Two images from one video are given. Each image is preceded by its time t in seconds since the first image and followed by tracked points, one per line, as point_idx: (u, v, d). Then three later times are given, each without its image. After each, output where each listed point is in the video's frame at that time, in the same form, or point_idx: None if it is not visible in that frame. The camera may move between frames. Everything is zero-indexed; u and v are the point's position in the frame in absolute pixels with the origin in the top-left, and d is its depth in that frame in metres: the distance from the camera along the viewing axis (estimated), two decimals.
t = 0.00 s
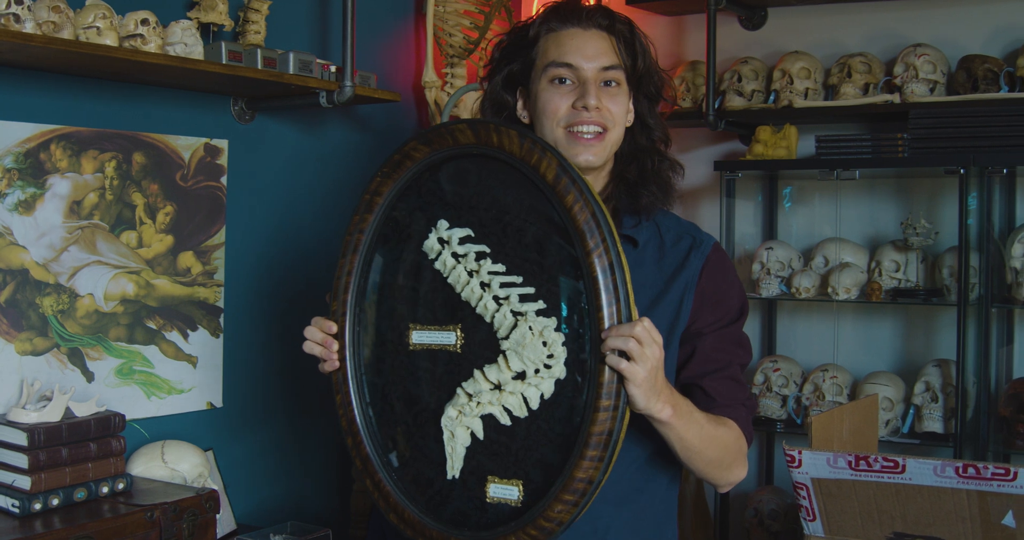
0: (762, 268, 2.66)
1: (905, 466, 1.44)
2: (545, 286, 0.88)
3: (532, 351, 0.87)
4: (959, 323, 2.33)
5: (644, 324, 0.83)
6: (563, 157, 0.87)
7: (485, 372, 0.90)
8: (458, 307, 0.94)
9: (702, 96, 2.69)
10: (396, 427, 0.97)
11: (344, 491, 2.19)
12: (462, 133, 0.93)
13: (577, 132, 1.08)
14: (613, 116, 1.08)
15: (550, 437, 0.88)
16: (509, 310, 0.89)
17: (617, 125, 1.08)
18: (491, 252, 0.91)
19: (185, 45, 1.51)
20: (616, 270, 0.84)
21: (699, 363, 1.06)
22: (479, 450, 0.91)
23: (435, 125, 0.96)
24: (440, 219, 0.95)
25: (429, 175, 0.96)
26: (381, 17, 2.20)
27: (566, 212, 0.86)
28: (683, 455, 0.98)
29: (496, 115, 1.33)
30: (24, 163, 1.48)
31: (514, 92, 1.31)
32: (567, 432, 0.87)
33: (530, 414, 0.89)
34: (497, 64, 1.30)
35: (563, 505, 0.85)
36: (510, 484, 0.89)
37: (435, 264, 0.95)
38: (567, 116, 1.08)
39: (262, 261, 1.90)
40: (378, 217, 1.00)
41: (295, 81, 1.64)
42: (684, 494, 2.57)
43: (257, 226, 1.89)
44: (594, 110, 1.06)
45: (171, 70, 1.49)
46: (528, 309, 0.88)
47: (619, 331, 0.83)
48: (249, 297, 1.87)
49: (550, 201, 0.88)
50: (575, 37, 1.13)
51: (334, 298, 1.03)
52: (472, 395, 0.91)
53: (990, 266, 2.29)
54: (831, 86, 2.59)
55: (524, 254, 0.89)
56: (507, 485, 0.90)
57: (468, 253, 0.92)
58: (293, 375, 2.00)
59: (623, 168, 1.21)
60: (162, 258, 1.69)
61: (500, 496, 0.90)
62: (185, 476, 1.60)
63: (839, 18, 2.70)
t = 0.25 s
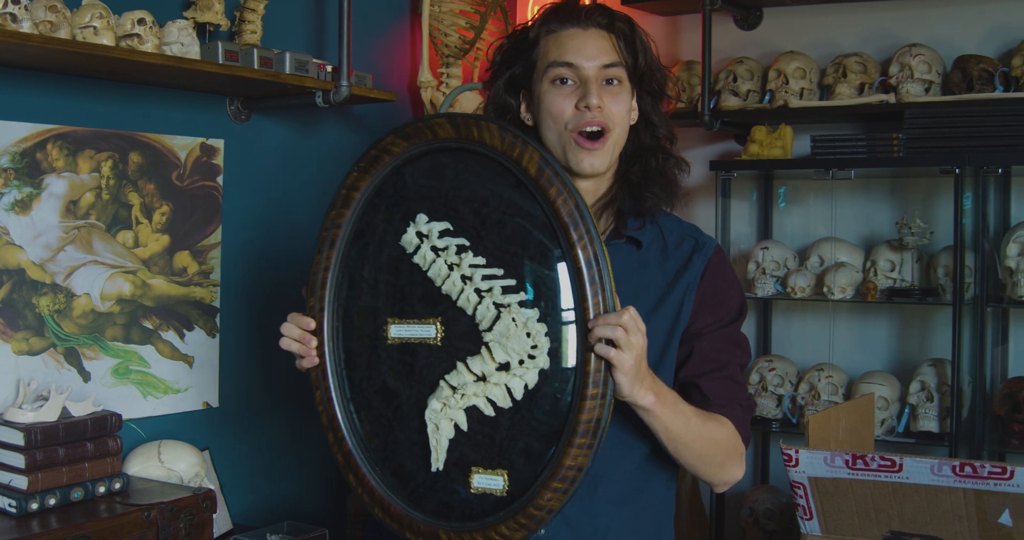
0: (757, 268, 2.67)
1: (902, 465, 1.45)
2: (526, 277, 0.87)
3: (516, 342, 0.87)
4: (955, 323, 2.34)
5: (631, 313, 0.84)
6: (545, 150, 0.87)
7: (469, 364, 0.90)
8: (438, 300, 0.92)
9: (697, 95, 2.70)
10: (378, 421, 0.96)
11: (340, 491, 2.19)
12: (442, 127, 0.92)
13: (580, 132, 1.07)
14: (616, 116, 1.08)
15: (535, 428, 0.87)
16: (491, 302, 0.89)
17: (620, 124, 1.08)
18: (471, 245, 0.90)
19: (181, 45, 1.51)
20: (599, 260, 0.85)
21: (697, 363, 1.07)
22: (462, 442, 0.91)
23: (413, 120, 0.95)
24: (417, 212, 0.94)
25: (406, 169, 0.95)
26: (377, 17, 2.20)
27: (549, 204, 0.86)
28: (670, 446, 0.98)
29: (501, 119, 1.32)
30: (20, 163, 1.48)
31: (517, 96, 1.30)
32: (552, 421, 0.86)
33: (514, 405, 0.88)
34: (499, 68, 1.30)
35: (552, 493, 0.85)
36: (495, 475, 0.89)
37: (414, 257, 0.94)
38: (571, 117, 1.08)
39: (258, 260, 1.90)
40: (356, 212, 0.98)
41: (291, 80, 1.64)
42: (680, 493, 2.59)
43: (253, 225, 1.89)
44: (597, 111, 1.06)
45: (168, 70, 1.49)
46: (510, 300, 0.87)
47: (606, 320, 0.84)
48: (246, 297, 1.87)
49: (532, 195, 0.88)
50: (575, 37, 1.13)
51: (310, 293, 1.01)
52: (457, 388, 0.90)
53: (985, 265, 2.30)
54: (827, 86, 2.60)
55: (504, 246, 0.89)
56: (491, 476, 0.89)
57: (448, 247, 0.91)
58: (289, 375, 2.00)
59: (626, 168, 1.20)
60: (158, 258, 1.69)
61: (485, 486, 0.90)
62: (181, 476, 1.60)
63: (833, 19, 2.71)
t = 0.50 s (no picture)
0: (753, 267, 2.66)
1: (900, 464, 1.45)
2: (510, 270, 0.87)
3: (502, 333, 0.87)
4: (950, 322, 2.34)
5: (618, 301, 0.85)
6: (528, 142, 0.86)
7: (455, 356, 0.89)
8: (420, 294, 0.92)
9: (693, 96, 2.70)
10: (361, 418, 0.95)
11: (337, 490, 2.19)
12: (425, 122, 0.90)
13: (582, 134, 1.07)
14: (618, 118, 1.08)
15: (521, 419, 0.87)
16: (476, 295, 0.88)
17: (623, 126, 1.08)
18: (454, 238, 0.90)
19: (178, 44, 1.51)
20: (584, 251, 0.85)
21: (692, 363, 1.07)
22: (448, 435, 0.90)
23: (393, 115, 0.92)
24: (398, 207, 0.93)
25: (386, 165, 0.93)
26: (373, 16, 2.20)
27: (534, 197, 0.86)
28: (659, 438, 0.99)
29: (502, 116, 1.32)
30: (17, 163, 1.48)
31: (519, 93, 1.31)
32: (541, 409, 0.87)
33: (501, 396, 0.88)
34: (501, 66, 1.31)
35: (544, 480, 0.86)
36: (483, 466, 0.89)
37: (396, 253, 0.93)
38: (572, 119, 1.08)
39: (255, 260, 1.90)
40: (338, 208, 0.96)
41: (288, 80, 1.64)
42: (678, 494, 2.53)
43: (250, 224, 1.89)
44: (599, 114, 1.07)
45: (165, 70, 1.49)
46: (496, 292, 0.88)
47: (595, 309, 0.84)
48: (244, 296, 1.87)
49: (516, 187, 0.87)
50: (578, 39, 1.13)
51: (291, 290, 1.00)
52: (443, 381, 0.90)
53: (981, 265, 2.31)
54: (823, 86, 2.60)
55: (487, 239, 0.88)
56: (479, 467, 0.89)
57: (431, 240, 0.91)
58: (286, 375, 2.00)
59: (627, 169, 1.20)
60: (155, 257, 1.69)
61: (473, 478, 0.89)
62: (178, 475, 1.60)
63: (829, 19, 2.71)
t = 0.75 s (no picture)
0: (750, 266, 2.66)
1: (898, 462, 1.46)
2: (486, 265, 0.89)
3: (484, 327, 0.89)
4: (947, 322, 2.35)
5: (599, 286, 0.91)
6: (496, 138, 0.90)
7: (438, 352, 0.90)
8: (395, 296, 0.92)
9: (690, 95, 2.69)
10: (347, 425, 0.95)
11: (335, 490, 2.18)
12: (393, 124, 0.91)
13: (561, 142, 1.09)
14: (598, 126, 1.09)
15: (507, 409, 0.90)
16: (455, 292, 0.89)
17: (604, 133, 1.09)
18: (427, 237, 0.91)
19: (177, 43, 1.51)
20: (558, 240, 0.89)
21: (688, 359, 1.08)
22: (435, 433, 0.91)
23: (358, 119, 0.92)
24: (369, 210, 0.92)
25: (354, 170, 0.93)
26: (370, 16, 2.20)
27: (507, 190, 0.90)
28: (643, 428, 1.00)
29: (508, 115, 1.34)
30: (15, 162, 1.48)
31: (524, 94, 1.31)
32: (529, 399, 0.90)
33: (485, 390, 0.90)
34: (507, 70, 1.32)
35: (540, 468, 0.88)
36: (473, 462, 0.91)
37: (369, 257, 0.92)
38: (551, 127, 1.09)
39: (253, 259, 1.90)
40: (308, 215, 0.94)
41: (287, 79, 1.64)
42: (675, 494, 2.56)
43: (248, 224, 1.89)
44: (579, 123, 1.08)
45: (164, 69, 1.49)
46: (474, 287, 0.89)
47: (579, 294, 0.89)
48: (243, 296, 1.87)
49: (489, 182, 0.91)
50: (562, 44, 1.11)
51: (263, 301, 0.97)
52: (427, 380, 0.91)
53: (978, 264, 2.32)
54: (819, 85, 2.59)
55: (461, 236, 0.90)
56: (468, 463, 0.91)
57: (405, 241, 0.91)
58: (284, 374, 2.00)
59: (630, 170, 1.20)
60: (153, 257, 1.69)
61: (463, 474, 0.91)
62: (176, 475, 1.60)
63: (826, 18, 2.71)
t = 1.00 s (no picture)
0: (748, 266, 2.66)
1: (897, 462, 1.46)
2: (466, 271, 0.87)
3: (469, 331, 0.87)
4: (945, 322, 2.35)
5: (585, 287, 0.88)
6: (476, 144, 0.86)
7: (424, 357, 0.88)
8: (378, 303, 0.89)
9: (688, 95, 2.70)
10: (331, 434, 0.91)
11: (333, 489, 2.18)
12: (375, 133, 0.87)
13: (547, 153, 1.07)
14: (582, 139, 1.05)
15: (494, 412, 0.88)
16: (440, 296, 0.87)
17: (591, 144, 1.05)
18: (409, 244, 0.88)
19: (176, 43, 1.51)
20: (540, 245, 0.86)
21: (681, 364, 1.07)
22: (422, 438, 0.89)
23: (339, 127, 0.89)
24: (353, 219, 0.89)
25: (336, 179, 0.89)
26: (369, 15, 2.20)
27: (489, 195, 0.87)
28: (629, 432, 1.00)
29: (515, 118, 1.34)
30: (14, 162, 1.48)
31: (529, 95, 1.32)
32: (514, 401, 0.88)
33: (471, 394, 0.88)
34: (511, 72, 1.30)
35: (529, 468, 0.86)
36: (460, 465, 0.88)
37: (353, 265, 0.89)
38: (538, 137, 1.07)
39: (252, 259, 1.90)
40: (292, 225, 0.90)
41: (286, 79, 1.64)
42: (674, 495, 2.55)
43: (247, 224, 1.89)
44: (564, 135, 1.05)
45: (163, 69, 1.49)
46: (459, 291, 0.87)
47: (563, 295, 0.86)
48: (241, 296, 1.87)
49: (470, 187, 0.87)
50: (550, 53, 1.07)
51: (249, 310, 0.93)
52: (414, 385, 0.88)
53: (975, 264, 2.32)
54: (817, 85, 2.59)
55: (443, 243, 0.88)
56: (455, 467, 0.89)
57: (388, 249, 0.88)
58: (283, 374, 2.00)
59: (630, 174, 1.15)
60: (152, 257, 1.69)
61: (451, 478, 0.89)
62: (175, 475, 1.60)
63: (824, 18, 2.72)
